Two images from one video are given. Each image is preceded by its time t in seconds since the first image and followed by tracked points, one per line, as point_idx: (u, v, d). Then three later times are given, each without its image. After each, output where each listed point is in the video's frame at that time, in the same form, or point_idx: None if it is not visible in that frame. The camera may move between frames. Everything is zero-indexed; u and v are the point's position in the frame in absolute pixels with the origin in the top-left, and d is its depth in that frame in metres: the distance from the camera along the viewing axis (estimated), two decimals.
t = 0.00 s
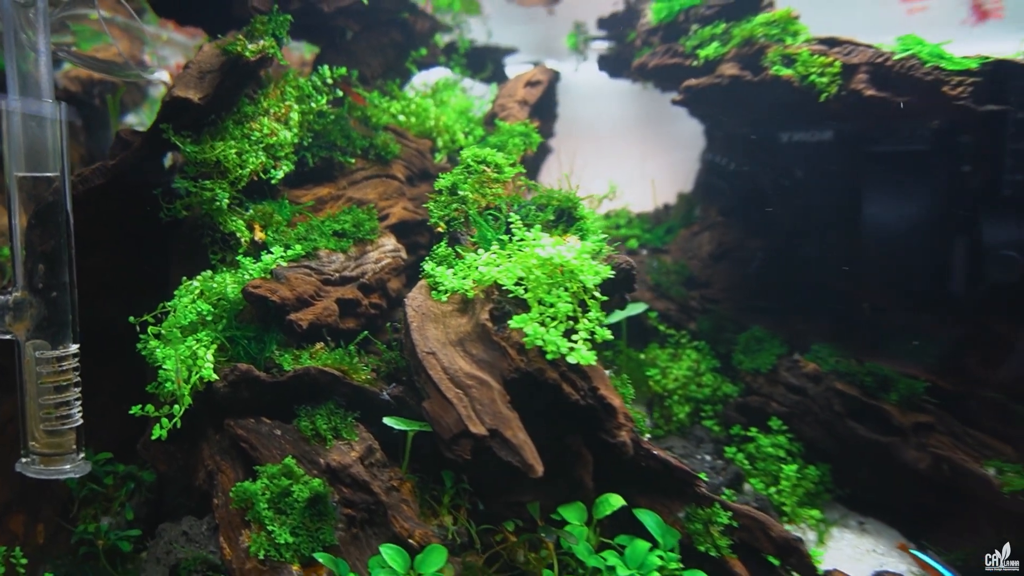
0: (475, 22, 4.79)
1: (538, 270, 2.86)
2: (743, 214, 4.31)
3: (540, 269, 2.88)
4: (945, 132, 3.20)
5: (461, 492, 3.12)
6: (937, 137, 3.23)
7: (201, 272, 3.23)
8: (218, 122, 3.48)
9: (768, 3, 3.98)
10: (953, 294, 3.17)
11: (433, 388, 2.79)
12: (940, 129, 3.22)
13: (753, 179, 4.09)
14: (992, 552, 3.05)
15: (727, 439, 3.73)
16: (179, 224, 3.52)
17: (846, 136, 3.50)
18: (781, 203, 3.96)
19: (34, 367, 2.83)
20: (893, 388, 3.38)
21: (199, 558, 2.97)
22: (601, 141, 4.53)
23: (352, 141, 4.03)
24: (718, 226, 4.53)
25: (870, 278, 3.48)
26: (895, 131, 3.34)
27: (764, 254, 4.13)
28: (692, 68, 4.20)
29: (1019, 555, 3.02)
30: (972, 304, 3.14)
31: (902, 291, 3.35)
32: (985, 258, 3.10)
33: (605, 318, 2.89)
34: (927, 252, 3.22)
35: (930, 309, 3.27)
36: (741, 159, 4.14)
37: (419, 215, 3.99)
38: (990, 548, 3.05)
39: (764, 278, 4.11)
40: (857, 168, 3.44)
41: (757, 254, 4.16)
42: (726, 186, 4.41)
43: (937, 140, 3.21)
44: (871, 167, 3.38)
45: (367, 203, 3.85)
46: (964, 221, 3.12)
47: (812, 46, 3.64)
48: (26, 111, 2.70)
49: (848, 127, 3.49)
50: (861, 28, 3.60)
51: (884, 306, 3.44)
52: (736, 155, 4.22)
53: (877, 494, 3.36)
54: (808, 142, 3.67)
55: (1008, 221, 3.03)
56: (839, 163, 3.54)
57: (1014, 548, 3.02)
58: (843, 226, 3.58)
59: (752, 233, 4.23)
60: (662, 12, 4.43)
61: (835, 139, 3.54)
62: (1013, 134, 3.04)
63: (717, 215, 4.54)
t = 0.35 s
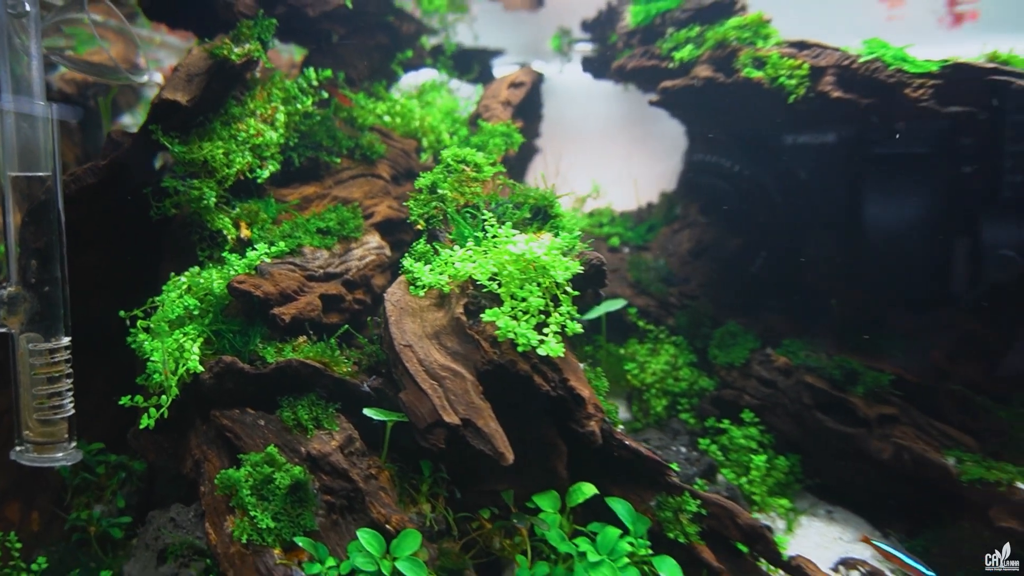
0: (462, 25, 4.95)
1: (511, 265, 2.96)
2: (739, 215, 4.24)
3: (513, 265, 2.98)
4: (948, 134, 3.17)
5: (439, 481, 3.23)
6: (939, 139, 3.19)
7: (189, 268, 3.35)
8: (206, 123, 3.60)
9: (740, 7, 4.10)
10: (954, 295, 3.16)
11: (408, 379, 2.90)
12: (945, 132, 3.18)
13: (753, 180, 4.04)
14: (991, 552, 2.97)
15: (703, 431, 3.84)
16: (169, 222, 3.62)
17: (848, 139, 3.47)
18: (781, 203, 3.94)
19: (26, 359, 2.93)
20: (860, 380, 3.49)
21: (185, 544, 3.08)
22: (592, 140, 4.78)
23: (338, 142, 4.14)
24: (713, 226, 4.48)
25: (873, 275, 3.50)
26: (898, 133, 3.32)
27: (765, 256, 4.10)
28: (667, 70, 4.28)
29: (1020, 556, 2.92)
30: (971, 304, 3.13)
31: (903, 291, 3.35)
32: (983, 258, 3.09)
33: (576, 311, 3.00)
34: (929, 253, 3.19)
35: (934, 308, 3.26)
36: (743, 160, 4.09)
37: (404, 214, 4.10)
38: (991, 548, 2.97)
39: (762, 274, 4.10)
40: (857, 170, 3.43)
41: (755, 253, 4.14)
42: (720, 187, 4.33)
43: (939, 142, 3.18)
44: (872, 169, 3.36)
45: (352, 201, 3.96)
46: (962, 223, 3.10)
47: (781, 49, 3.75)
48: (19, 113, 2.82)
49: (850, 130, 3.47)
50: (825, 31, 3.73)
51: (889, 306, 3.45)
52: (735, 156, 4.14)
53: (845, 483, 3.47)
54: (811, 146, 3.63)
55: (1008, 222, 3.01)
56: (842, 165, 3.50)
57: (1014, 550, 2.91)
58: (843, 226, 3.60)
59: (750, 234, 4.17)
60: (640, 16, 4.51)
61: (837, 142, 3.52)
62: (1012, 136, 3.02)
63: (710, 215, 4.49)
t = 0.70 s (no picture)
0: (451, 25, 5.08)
1: (490, 260, 3.06)
2: (738, 217, 4.14)
3: (492, 260, 3.08)
4: (948, 136, 3.26)
5: (422, 470, 3.33)
6: (941, 140, 3.28)
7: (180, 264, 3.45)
8: (197, 122, 3.70)
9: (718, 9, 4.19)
10: (955, 290, 3.32)
11: (390, 370, 3.00)
12: (947, 133, 3.26)
13: (755, 183, 3.96)
14: (992, 552, 2.98)
15: (683, 423, 3.92)
16: (162, 219, 3.69)
17: (851, 140, 3.51)
18: (782, 205, 3.93)
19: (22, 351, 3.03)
20: (833, 372, 3.59)
21: (175, 529, 3.18)
22: (578, 140, 4.90)
23: (326, 140, 4.24)
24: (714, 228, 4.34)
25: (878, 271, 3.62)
26: (900, 133, 3.37)
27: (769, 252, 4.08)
28: (648, 70, 4.37)
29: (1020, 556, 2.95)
30: (970, 297, 3.29)
31: (907, 285, 3.50)
32: (982, 255, 3.22)
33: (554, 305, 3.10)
34: (931, 251, 3.33)
35: (935, 303, 3.42)
36: (746, 162, 3.99)
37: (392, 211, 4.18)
38: (991, 548, 2.98)
39: (766, 273, 4.10)
40: (863, 172, 3.46)
41: (758, 253, 4.10)
42: (720, 188, 4.19)
43: (942, 143, 3.27)
44: (877, 171, 3.41)
45: (340, 199, 4.05)
46: (961, 221, 3.24)
47: (757, 50, 3.87)
48: (14, 113, 2.90)
49: (853, 131, 3.51)
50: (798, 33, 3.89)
51: (894, 300, 3.59)
52: (738, 157, 4.03)
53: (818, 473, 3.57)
54: (814, 147, 3.65)
55: (1005, 221, 3.14)
56: (846, 166, 3.52)
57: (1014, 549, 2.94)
58: (846, 225, 3.64)
59: (748, 235, 4.11)
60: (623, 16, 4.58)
61: (841, 143, 3.55)
62: (1011, 138, 3.13)
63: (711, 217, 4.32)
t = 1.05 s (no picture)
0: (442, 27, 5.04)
1: (471, 253, 3.15)
2: (741, 218, 4.10)
3: (473, 254, 3.17)
4: (950, 138, 3.27)
5: (407, 458, 3.43)
6: (941, 143, 3.30)
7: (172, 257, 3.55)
8: (190, 121, 3.81)
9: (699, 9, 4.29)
10: (957, 289, 3.33)
11: (374, 360, 3.09)
12: (948, 135, 3.28)
13: (762, 186, 3.93)
14: (991, 552, 3.06)
15: (664, 414, 4.00)
16: (157, 216, 3.74)
17: (853, 143, 3.53)
18: (783, 206, 3.93)
19: (19, 341, 3.13)
20: (808, 365, 3.68)
21: (166, 514, 3.28)
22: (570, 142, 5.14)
23: (317, 138, 4.34)
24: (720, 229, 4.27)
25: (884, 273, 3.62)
26: (900, 136, 3.39)
27: (771, 253, 4.07)
28: (631, 69, 4.46)
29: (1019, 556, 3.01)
30: (968, 295, 3.33)
31: (911, 285, 3.50)
32: (982, 255, 3.25)
33: (533, 298, 3.18)
34: (934, 251, 3.36)
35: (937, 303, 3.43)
36: (751, 164, 3.98)
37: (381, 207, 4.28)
38: (990, 548, 3.06)
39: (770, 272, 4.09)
40: (865, 173, 3.49)
41: (760, 252, 4.10)
42: (726, 190, 4.13)
43: (941, 146, 3.29)
44: (878, 173, 3.44)
45: (330, 195, 4.15)
46: (962, 221, 3.27)
47: (735, 49, 3.96)
48: (12, 112, 3.00)
49: (856, 133, 3.52)
50: (776, 32, 3.95)
51: (898, 303, 3.58)
52: (743, 159, 4.02)
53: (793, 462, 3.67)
54: (818, 149, 3.67)
55: (1004, 220, 3.18)
56: (848, 169, 3.56)
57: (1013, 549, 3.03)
58: (846, 225, 3.65)
59: (752, 236, 4.09)
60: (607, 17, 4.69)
61: (844, 145, 3.57)
62: (1010, 139, 3.15)
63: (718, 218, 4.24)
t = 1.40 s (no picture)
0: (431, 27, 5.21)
1: (452, 248, 3.26)
2: (747, 219, 4.13)
3: (454, 249, 3.27)
4: (950, 141, 3.37)
5: (392, 447, 3.54)
6: (942, 145, 3.40)
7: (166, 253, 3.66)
8: (183, 120, 3.93)
9: (679, 11, 4.39)
10: (959, 286, 3.41)
11: (358, 352, 3.20)
12: (950, 137, 3.37)
13: (765, 185, 3.99)
14: (991, 553, 2.89)
15: (646, 406, 4.09)
16: (151, 212, 3.86)
17: (857, 144, 3.62)
18: (786, 207, 3.98)
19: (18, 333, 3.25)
20: (784, 357, 3.78)
21: (159, 501, 3.39)
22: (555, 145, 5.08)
23: (308, 137, 4.46)
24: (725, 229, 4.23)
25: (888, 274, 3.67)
26: (902, 138, 3.48)
27: (775, 252, 4.11)
28: (613, 69, 4.56)
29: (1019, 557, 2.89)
30: (967, 294, 3.41)
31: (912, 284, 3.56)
32: (982, 253, 3.35)
33: (513, 291, 3.28)
34: (936, 250, 3.44)
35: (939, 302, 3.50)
36: (755, 165, 4.03)
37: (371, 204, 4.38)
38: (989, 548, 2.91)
39: (774, 273, 4.11)
40: (868, 174, 3.59)
41: (763, 253, 4.13)
42: (732, 191, 4.13)
43: (942, 147, 3.39)
44: (880, 174, 3.54)
45: (320, 192, 4.25)
46: (962, 220, 3.36)
47: (713, 50, 4.06)
48: (12, 111, 3.13)
49: (859, 134, 3.60)
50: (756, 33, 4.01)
51: (900, 304, 3.62)
52: (748, 161, 4.06)
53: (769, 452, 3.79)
54: (822, 151, 3.73)
55: (1004, 221, 3.28)
56: (852, 170, 3.66)
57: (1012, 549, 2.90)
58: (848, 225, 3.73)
59: (757, 237, 4.12)
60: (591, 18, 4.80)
61: (848, 147, 3.65)
62: (1011, 141, 3.27)
63: (724, 217, 4.20)
